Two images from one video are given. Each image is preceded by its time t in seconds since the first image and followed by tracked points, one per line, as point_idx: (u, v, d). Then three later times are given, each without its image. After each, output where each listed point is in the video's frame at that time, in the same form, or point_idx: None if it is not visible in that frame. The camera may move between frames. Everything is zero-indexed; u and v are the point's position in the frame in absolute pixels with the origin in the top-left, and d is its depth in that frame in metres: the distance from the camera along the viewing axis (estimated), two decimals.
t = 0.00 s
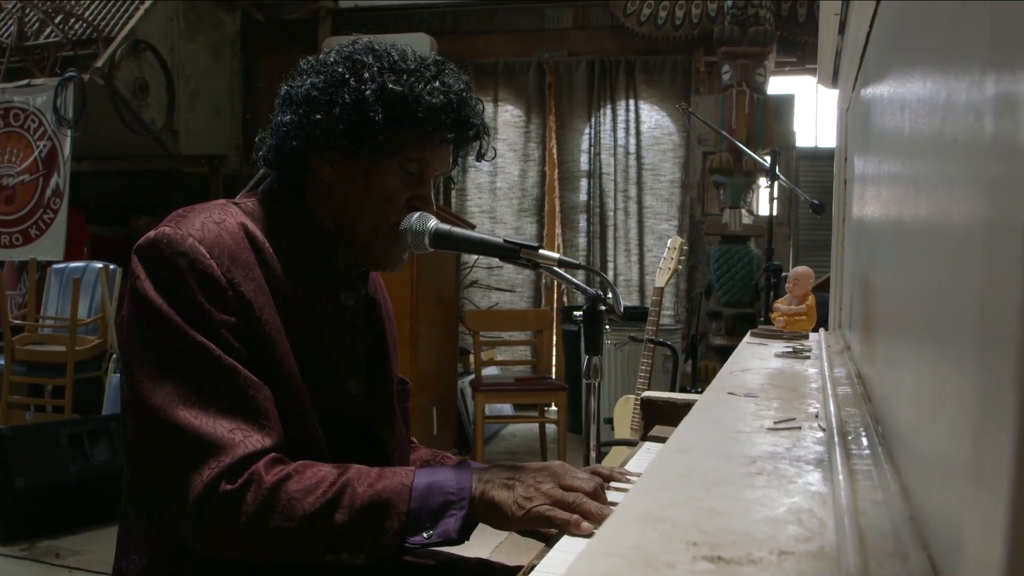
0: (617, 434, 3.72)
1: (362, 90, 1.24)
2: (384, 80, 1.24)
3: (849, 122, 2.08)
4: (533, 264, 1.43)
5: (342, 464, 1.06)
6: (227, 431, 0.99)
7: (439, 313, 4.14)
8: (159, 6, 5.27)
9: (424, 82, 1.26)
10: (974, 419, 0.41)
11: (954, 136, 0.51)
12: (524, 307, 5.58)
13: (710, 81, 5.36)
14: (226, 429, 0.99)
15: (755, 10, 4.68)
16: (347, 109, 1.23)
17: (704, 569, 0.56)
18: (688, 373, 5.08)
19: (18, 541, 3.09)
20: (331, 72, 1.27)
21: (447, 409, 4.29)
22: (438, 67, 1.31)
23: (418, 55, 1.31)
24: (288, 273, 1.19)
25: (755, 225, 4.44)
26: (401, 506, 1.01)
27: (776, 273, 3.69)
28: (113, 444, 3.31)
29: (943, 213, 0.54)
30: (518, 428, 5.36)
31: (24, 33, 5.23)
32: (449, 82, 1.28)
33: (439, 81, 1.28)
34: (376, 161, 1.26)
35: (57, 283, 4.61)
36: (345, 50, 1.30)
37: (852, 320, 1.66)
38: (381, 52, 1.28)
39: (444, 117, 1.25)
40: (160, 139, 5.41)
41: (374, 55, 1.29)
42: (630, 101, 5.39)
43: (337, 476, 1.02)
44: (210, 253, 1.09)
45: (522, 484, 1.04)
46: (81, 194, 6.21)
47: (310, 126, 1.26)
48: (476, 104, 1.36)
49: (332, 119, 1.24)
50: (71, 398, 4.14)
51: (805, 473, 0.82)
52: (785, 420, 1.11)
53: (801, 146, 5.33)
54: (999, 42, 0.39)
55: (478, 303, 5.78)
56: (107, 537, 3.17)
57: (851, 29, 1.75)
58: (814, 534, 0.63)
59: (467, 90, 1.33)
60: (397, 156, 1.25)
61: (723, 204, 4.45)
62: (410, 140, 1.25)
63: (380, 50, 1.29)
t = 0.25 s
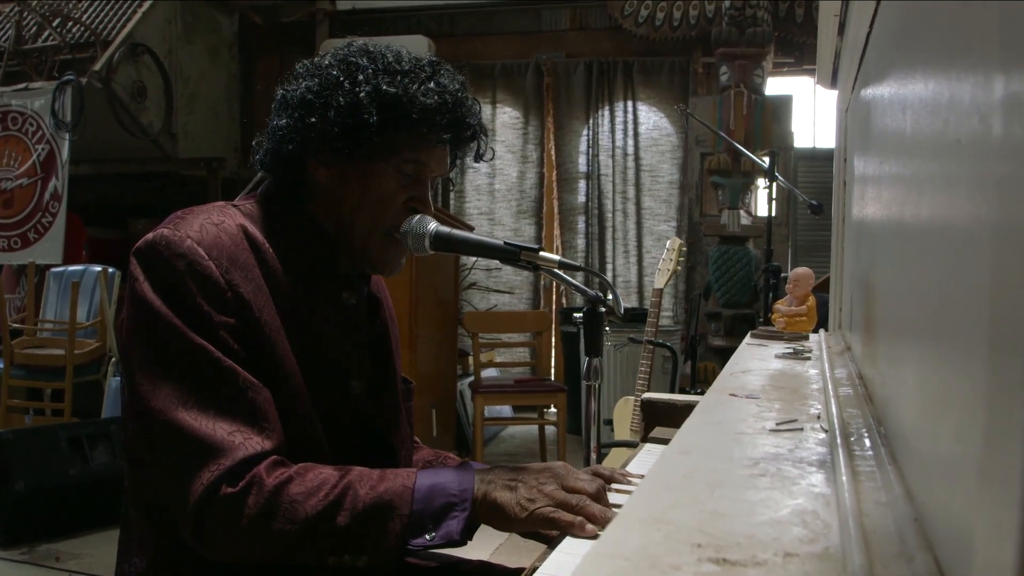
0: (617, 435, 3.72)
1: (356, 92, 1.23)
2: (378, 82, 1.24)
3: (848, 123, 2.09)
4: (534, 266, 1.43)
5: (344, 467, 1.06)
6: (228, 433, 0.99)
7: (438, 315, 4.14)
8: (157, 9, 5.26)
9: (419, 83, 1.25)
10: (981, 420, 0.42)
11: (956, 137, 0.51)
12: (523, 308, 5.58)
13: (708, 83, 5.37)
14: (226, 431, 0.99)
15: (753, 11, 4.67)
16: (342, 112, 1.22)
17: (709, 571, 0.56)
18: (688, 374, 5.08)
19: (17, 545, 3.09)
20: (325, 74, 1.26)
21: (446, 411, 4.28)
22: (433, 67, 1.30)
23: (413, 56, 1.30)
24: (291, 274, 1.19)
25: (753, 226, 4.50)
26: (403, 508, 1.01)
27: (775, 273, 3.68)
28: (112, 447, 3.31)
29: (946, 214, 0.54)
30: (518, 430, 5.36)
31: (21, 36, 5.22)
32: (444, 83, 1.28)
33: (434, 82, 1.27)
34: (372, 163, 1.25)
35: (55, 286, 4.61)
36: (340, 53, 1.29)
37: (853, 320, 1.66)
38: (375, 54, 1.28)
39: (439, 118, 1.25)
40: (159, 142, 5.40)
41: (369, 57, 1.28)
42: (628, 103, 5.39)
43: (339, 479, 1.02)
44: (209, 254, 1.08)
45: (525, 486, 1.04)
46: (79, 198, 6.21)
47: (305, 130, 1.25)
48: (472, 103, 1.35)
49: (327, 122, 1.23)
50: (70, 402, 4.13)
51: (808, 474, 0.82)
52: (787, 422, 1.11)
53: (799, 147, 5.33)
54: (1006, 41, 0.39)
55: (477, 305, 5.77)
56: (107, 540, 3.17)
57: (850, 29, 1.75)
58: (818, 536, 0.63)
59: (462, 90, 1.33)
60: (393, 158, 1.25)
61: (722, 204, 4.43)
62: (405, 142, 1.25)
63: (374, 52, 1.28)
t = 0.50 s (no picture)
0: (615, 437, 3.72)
1: (346, 89, 1.23)
2: (369, 78, 1.24)
3: (847, 126, 2.09)
4: (532, 268, 1.43)
5: (343, 468, 1.06)
6: (226, 435, 0.99)
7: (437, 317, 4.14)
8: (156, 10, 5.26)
9: (409, 80, 1.25)
10: (977, 423, 0.42)
11: (954, 140, 0.51)
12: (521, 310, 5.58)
13: (706, 85, 5.39)
14: (224, 433, 0.99)
15: (752, 13, 4.62)
16: (332, 109, 1.23)
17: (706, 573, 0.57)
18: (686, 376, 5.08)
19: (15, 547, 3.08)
20: (318, 72, 1.27)
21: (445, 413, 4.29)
22: (427, 66, 1.31)
23: (407, 54, 1.31)
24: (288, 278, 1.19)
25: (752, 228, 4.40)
26: (402, 510, 1.01)
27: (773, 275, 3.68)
28: (111, 449, 3.31)
29: (943, 217, 0.54)
30: (516, 431, 5.36)
31: (20, 38, 5.22)
32: (436, 80, 1.27)
33: (426, 80, 1.27)
34: (364, 160, 1.24)
35: (54, 287, 4.60)
36: (334, 52, 1.29)
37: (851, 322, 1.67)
38: (368, 52, 1.29)
39: (429, 115, 1.23)
40: (157, 143, 5.40)
41: (363, 56, 1.28)
42: (627, 105, 5.40)
43: (338, 480, 1.02)
44: (204, 257, 1.08)
45: (524, 486, 1.04)
46: (78, 199, 6.21)
47: (297, 127, 1.26)
48: (465, 102, 1.35)
49: (317, 118, 1.23)
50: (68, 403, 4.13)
51: (805, 477, 0.82)
52: (785, 424, 1.12)
53: (798, 149, 5.34)
54: (1002, 43, 0.39)
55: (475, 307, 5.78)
56: (105, 542, 3.17)
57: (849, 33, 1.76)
58: (815, 538, 0.64)
59: (455, 88, 1.32)
60: (384, 157, 1.23)
61: (721, 206, 4.43)
62: (395, 138, 1.23)
63: (368, 50, 1.30)
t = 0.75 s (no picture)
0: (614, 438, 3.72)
1: (322, 87, 1.23)
2: (344, 75, 1.23)
3: (845, 126, 2.10)
4: (530, 270, 1.43)
5: (342, 470, 1.06)
6: (224, 437, 0.99)
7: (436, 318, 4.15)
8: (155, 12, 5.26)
9: (384, 74, 1.24)
10: (972, 424, 0.42)
11: (950, 141, 0.51)
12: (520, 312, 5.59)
13: (704, 86, 5.39)
14: (221, 436, 0.99)
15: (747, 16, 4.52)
16: (311, 109, 1.22)
17: (704, 572, 0.57)
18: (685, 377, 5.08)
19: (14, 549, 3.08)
20: (295, 72, 1.27)
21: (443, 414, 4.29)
22: (403, 58, 1.29)
23: (383, 47, 1.30)
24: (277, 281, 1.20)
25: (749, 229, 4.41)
26: (400, 510, 1.01)
27: (771, 276, 3.68)
28: (110, 451, 3.32)
29: (939, 219, 0.54)
30: (514, 433, 5.36)
31: (18, 40, 5.22)
32: (412, 72, 1.26)
33: (402, 72, 1.26)
34: (345, 158, 1.24)
35: (52, 289, 4.60)
36: (311, 51, 1.28)
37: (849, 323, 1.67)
38: (342, 48, 1.28)
39: (405, 107, 1.22)
40: (156, 145, 5.41)
41: (339, 53, 1.27)
42: (625, 106, 5.40)
43: (337, 482, 1.03)
44: (195, 261, 1.08)
45: (522, 486, 1.04)
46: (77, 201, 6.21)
47: (277, 129, 1.25)
48: (445, 92, 1.33)
49: (296, 119, 1.23)
50: (67, 405, 4.13)
51: (803, 477, 0.82)
52: (783, 425, 1.12)
53: (796, 150, 5.35)
54: (997, 45, 0.39)
55: (474, 308, 5.78)
56: (104, 544, 3.16)
57: (847, 33, 1.76)
58: (812, 538, 0.64)
59: (433, 78, 1.31)
60: (365, 153, 1.23)
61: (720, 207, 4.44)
62: (373, 134, 1.24)
63: (343, 46, 1.28)
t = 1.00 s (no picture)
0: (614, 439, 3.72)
1: (301, 86, 1.22)
2: (322, 73, 1.23)
3: (845, 126, 2.10)
4: (532, 271, 1.42)
5: (343, 471, 1.06)
6: (221, 439, 0.99)
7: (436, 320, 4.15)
8: (155, 13, 5.26)
9: (362, 70, 1.23)
10: (976, 425, 0.42)
11: (952, 143, 0.52)
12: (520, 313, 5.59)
13: (704, 88, 5.40)
14: (218, 437, 0.99)
15: (750, 16, 4.56)
16: (291, 108, 1.22)
17: (708, 573, 0.57)
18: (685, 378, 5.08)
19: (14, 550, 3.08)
20: (275, 73, 1.27)
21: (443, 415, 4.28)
22: (381, 53, 1.29)
23: (361, 43, 1.29)
24: (266, 284, 1.20)
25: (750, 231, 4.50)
26: (401, 511, 1.01)
27: (771, 277, 3.68)
28: (110, 452, 3.31)
29: (941, 220, 0.54)
30: (515, 434, 5.36)
31: (19, 41, 5.22)
32: (391, 67, 1.26)
33: (380, 68, 1.25)
34: (328, 156, 1.24)
35: (53, 290, 4.60)
36: (290, 51, 1.28)
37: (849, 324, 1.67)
38: (320, 46, 1.27)
39: (384, 101, 1.22)
40: (156, 146, 5.41)
41: (317, 51, 1.27)
42: (625, 107, 5.41)
43: (337, 483, 1.03)
44: (183, 266, 1.08)
45: (523, 487, 1.04)
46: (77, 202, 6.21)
47: (260, 131, 1.26)
48: (425, 85, 1.33)
49: (278, 120, 1.23)
50: (67, 406, 4.13)
51: (805, 478, 0.83)
52: (784, 427, 1.12)
53: (796, 152, 5.36)
54: (999, 47, 0.40)
55: (474, 309, 5.78)
56: (104, 545, 3.16)
57: (848, 33, 1.76)
58: (815, 539, 0.64)
59: (412, 72, 1.30)
60: (347, 150, 1.23)
61: (720, 208, 4.45)
62: (354, 130, 1.23)
63: (321, 45, 1.28)
